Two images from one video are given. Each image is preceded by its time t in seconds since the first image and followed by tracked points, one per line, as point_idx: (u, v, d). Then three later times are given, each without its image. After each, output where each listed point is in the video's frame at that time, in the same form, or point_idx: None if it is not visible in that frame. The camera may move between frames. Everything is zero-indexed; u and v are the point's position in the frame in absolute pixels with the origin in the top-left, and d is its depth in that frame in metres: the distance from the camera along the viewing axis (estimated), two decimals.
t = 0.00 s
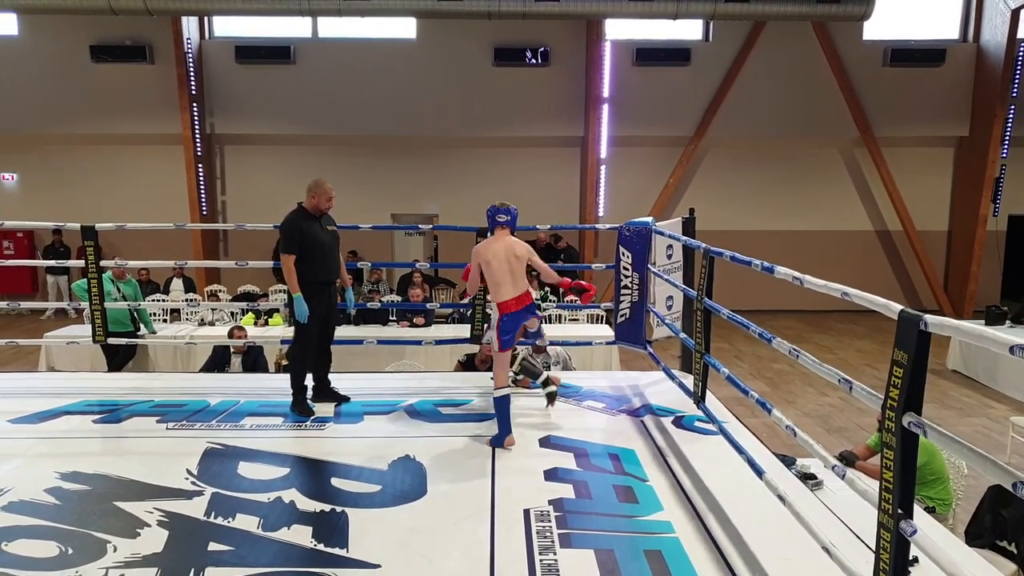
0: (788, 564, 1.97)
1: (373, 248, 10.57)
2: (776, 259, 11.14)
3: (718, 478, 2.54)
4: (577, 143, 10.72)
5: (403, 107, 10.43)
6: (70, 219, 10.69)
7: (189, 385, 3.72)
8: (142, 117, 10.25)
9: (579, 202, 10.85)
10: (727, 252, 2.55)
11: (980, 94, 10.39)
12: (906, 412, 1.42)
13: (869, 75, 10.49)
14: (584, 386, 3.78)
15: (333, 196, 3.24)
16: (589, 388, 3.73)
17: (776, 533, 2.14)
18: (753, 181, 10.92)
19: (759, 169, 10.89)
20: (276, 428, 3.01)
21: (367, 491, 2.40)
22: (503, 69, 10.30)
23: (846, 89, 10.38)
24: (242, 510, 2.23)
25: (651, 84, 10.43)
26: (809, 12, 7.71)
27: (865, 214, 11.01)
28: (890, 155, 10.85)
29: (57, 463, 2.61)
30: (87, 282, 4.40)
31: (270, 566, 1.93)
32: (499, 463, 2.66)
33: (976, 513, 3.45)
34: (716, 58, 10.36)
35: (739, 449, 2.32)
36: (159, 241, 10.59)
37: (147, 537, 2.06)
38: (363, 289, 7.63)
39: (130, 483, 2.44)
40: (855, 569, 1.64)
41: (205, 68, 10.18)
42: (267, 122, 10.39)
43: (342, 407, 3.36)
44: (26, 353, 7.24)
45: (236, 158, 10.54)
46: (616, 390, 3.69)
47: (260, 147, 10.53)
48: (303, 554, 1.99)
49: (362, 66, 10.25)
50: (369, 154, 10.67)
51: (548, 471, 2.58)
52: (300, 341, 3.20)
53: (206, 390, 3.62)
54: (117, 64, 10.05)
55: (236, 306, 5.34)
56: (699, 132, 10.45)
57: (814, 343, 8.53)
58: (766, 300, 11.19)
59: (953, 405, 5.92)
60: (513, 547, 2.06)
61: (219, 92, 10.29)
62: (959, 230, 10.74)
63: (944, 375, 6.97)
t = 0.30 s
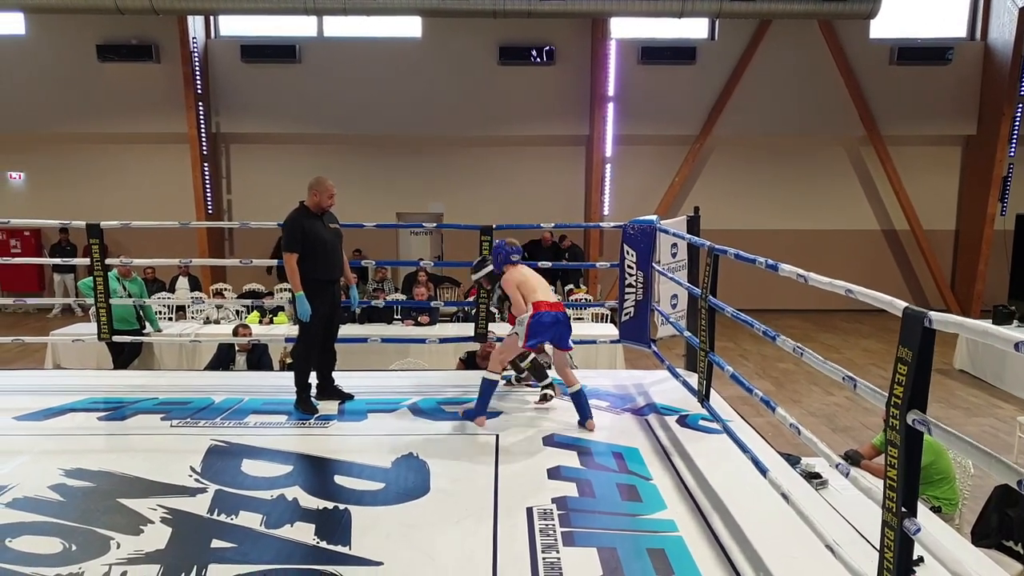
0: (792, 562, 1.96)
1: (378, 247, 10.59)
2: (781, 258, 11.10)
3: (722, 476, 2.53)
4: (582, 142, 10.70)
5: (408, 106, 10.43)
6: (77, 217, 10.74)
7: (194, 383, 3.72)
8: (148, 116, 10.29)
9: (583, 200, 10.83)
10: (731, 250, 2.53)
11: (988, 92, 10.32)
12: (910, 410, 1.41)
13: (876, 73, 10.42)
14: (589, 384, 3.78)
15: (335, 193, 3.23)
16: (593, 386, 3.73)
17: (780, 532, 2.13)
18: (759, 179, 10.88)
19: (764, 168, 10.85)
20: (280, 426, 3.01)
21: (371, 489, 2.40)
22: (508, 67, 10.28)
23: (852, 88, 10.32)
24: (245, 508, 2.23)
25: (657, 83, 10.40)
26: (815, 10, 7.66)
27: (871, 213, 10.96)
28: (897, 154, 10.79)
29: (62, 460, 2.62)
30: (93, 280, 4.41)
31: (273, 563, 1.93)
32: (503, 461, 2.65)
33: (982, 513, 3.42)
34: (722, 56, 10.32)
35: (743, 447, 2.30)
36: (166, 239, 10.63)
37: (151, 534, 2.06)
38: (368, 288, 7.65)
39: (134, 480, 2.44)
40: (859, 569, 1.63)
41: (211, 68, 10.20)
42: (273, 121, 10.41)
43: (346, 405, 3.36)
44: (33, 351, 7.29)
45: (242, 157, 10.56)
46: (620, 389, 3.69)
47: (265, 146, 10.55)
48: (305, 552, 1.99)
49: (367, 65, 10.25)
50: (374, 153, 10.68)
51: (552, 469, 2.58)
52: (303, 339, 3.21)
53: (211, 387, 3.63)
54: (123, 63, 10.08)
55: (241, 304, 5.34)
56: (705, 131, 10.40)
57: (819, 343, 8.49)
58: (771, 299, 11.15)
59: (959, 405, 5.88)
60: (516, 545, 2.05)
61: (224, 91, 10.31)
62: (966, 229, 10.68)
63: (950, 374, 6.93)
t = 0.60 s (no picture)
0: (795, 562, 1.95)
1: (382, 246, 10.62)
2: (786, 258, 11.07)
3: (725, 476, 2.51)
4: (586, 141, 10.68)
5: (413, 105, 10.43)
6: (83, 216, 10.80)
7: (198, 382, 3.73)
8: (153, 116, 10.32)
9: (588, 200, 10.83)
10: (734, 249, 2.52)
11: (995, 91, 10.26)
12: (911, 409, 1.40)
13: (882, 72, 10.37)
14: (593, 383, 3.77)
15: (337, 194, 3.24)
16: (597, 385, 3.72)
17: (783, 532, 2.12)
18: (763, 178, 10.86)
19: (769, 167, 10.82)
20: (284, 425, 3.02)
21: (373, 487, 2.40)
22: (513, 67, 10.27)
23: (859, 86, 10.27)
24: (247, 506, 2.24)
25: (661, 82, 10.37)
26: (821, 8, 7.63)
27: (877, 212, 10.92)
28: (903, 153, 10.74)
29: (67, 458, 2.63)
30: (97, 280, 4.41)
31: (275, 562, 1.93)
32: (505, 460, 2.65)
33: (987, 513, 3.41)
34: (728, 55, 10.29)
35: (746, 447, 2.29)
36: (171, 239, 10.67)
37: (154, 532, 2.07)
38: (373, 287, 7.67)
39: (138, 478, 2.45)
40: (862, 569, 1.62)
41: (216, 68, 10.23)
42: (278, 121, 10.44)
43: (350, 404, 3.36)
44: (40, 350, 7.33)
45: (247, 156, 10.59)
46: (624, 388, 3.68)
47: (270, 145, 10.58)
48: (307, 550, 1.99)
49: (372, 64, 10.26)
50: (378, 152, 10.69)
51: (554, 468, 2.58)
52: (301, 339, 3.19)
53: (214, 386, 3.64)
54: (129, 62, 10.11)
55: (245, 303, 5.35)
56: (710, 131, 10.38)
57: (825, 342, 8.46)
58: (776, 298, 11.11)
59: (965, 405, 5.84)
60: (517, 544, 2.05)
61: (229, 91, 10.33)
62: (972, 228, 10.63)
63: (955, 374, 6.90)
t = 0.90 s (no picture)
0: (796, 562, 1.94)
1: (386, 245, 10.63)
2: (790, 257, 11.04)
3: (727, 476, 2.51)
4: (590, 141, 10.67)
5: (416, 105, 10.42)
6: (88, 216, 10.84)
7: (200, 381, 3.74)
8: (158, 116, 10.35)
9: (592, 199, 10.82)
10: (735, 248, 2.51)
11: (1001, 90, 10.20)
12: (912, 408, 1.40)
13: (887, 71, 10.32)
14: (595, 383, 3.76)
15: (312, 198, 3.17)
16: (600, 385, 3.72)
17: (786, 533, 2.11)
18: (767, 177, 10.84)
19: (773, 166, 10.80)
20: (286, 424, 3.02)
21: (374, 486, 2.40)
22: (516, 66, 10.26)
23: (863, 85, 10.22)
24: (249, 505, 2.24)
25: (665, 81, 10.34)
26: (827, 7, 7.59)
27: (881, 211, 10.88)
28: (908, 152, 10.69)
29: (69, 457, 2.64)
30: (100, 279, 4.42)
31: (276, 560, 1.93)
32: (506, 460, 2.65)
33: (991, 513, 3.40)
34: (732, 54, 10.26)
35: (748, 446, 2.28)
36: (175, 238, 10.71)
37: (155, 530, 2.08)
38: (376, 286, 7.68)
39: (140, 477, 2.46)
40: (863, 570, 1.62)
41: (221, 67, 10.25)
42: (281, 120, 10.45)
43: (352, 403, 3.36)
44: (45, 348, 7.36)
45: (251, 156, 10.62)
46: (627, 387, 3.67)
47: (274, 145, 10.60)
48: (309, 549, 2.00)
49: (375, 64, 10.26)
50: (382, 152, 10.70)
51: (556, 467, 2.57)
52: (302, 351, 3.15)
53: (217, 385, 3.65)
54: (133, 62, 10.14)
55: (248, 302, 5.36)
56: (714, 130, 10.34)
57: (829, 342, 8.43)
58: (781, 298, 11.08)
59: (970, 405, 5.82)
60: (518, 543, 2.05)
61: (233, 91, 10.35)
62: (977, 228, 10.59)
63: (960, 374, 6.87)
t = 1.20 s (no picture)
0: (799, 562, 1.94)
1: (388, 245, 10.63)
2: (793, 256, 11.01)
3: (729, 475, 2.51)
4: (593, 140, 10.66)
5: (419, 104, 10.42)
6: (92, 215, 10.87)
7: (203, 380, 3.75)
8: (161, 115, 10.36)
9: (595, 199, 10.81)
10: (738, 247, 2.50)
11: (1006, 89, 10.16)
12: (914, 408, 1.39)
13: (892, 70, 10.28)
14: (598, 382, 3.76)
15: (291, 194, 3.13)
16: (603, 384, 3.71)
17: (789, 532, 2.11)
18: (771, 177, 10.82)
19: (777, 165, 10.78)
20: (289, 424, 3.02)
21: (377, 486, 2.40)
22: (519, 65, 10.25)
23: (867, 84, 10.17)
24: (251, 504, 2.25)
25: (669, 80, 10.32)
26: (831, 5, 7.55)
27: (885, 210, 10.85)
28: (913, 152, 10.65)
29: (72, 456, 2.65)
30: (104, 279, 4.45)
31: (279, 559, 1.94)
32: (509, 459, 2.65)
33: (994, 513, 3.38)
34: (735, 53, 10.23)
35: (750, 446, 2.28)
36: (178, 237, 10.73)
37: (158, 529, 2.08)
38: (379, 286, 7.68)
39: (142, 476, 2.46)
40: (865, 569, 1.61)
41: (224, 67, 10.26)
42: (284, 120, 10.46)
43: (354, 402, 3.36)
44: (49, 348, 7.38)
45: (254, 155, 10.63)
46: (629, 387, 3.67)
47: (277, 144, 10.62)
48: (311, 548, 2.00)
49: (378, 63, 10.26)
50: (384, 151, 10.71)
51: (558, 467, 2.57)
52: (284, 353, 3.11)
53: (220, 384, 3.66)
54: (137, 62, 10.16)
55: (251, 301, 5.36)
56: (717, 130, 10.31)
57: (832, 342, 8.41)
58: (784, 298, 11.05)
59: (973, 405, 5.80)
60: (520, 543, 2.05)
61: (236, 90, 10.36)
62: (982, 227, 10.54)
63: (964, 374, 6.84)
